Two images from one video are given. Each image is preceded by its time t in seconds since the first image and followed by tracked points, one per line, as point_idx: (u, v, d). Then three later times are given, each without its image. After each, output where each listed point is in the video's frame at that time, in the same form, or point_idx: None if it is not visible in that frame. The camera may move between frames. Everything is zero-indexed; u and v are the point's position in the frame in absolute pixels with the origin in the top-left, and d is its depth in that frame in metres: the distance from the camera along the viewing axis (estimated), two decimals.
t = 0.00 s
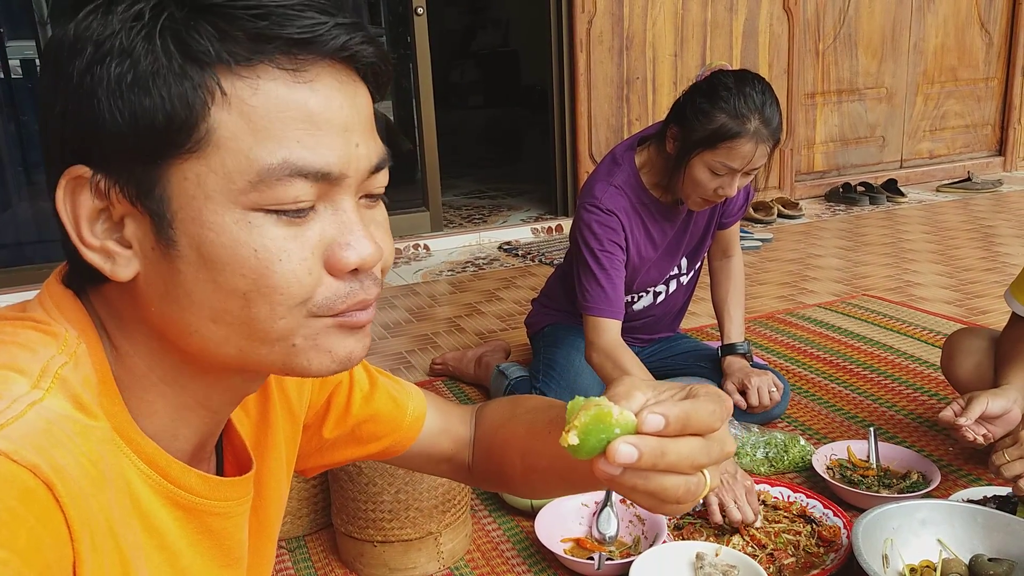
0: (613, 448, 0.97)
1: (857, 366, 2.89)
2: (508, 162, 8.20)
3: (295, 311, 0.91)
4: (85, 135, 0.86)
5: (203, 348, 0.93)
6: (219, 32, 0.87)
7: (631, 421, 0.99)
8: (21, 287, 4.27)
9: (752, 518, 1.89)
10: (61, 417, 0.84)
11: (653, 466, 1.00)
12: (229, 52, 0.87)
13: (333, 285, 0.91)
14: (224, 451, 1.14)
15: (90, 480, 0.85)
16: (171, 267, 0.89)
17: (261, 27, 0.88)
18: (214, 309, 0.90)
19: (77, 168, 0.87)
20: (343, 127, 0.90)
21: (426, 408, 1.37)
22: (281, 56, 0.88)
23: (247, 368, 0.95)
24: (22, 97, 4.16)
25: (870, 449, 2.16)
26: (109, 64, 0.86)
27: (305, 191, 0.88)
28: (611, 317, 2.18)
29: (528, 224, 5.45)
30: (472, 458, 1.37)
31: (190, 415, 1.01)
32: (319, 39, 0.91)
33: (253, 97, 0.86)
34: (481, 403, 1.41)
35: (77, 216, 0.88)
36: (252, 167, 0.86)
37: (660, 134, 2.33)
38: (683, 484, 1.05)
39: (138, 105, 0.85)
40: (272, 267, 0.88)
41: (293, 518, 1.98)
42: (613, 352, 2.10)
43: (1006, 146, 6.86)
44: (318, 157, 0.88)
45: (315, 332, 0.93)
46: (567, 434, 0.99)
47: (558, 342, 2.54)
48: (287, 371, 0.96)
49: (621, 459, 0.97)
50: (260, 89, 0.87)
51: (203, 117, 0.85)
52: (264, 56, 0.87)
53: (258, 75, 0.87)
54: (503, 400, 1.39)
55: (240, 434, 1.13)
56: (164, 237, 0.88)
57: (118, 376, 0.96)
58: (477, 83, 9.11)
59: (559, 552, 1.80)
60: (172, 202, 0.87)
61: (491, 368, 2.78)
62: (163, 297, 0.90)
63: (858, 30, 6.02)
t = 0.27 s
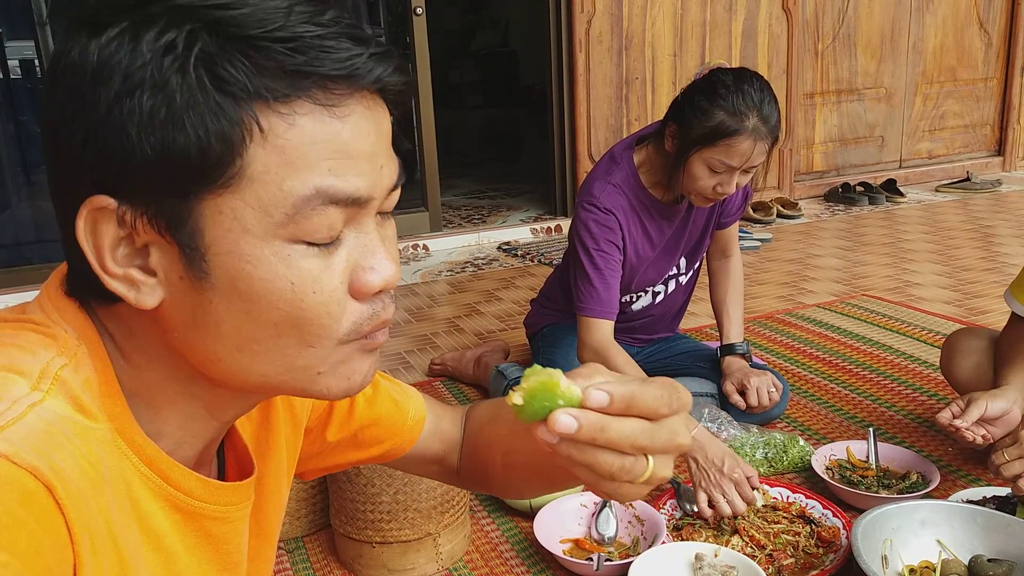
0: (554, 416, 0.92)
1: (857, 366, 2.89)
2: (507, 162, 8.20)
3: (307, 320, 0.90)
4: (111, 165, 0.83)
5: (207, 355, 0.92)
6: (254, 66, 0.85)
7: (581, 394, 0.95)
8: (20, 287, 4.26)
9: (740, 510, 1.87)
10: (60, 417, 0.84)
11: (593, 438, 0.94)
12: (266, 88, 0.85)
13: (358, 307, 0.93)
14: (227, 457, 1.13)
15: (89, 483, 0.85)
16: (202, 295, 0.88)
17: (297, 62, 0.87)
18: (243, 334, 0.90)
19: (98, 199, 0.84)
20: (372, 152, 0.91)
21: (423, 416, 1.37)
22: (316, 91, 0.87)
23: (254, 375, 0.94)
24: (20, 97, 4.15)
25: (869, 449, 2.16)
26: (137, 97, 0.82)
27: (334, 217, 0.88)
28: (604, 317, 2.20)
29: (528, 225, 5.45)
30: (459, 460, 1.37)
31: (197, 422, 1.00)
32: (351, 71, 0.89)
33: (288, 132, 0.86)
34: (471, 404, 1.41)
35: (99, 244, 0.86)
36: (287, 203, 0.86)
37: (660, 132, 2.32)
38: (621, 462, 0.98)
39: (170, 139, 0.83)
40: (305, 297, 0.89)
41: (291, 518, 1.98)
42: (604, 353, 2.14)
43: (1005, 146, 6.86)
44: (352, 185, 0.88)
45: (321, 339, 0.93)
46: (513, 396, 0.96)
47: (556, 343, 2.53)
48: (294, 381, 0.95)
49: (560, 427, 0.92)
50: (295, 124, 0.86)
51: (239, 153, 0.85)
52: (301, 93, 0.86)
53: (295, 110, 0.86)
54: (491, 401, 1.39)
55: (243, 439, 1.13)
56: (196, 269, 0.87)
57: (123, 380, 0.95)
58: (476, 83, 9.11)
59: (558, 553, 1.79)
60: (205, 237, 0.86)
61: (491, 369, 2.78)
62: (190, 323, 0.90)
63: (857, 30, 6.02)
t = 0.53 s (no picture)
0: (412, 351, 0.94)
1: (854, 366, 2.89)
2: (505, 162, 8.19)
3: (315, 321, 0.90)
4: (127, 175, 0.82)
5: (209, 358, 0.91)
6: (260, 57, 0.85)
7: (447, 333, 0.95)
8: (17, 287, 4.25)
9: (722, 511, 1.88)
10: (63, 425, 0.83)
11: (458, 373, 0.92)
12: (276, 77, 0.85)
13: (374, 284, 0.93)
14: (235, 463, 1.13)
15: (90, 492, 0.84)
16: (228, 293, 0.87)
17: (300, 49, 0.87)
18: (277, 326, 0.89)
19: (116, 209, 0.83)
20: (373, 130, 0.92)
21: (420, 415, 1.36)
22: (321, 74, 0.88)
23: (256, 381, 0.93)
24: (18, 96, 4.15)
25: (866, 449, 2.15)
26: (151, 102, 0.81)
27: (347, 190, 0.89)
28: (597, 313, 2.16)
29: (526, 224, 5.44)
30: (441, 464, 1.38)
31: (199, 429, 0.99)
32: (347, 52, 0.90)
33: (298, 117, 0.86)
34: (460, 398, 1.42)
35: (119, 258, 0.85)
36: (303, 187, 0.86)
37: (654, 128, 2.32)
38: (490, 400, 0.93)
39: (187, 142, 0.82)
40: (338, 277, 0.89)
41: (286, 519, 1.97)
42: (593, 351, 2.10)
43: (1003, 145, 6.85)
44: (361, 160, 0.89)
45: (324, 342, 0.92)
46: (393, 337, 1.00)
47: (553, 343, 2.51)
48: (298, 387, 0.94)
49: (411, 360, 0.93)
50: (304, 109, 0.86)
51: (255, 146, 0.84)
52: (306, 77, 0.86)
53: (303, 96, 0.86)
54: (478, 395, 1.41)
55: (255, 442, 1.13)
56: (223, 267, 0.86)
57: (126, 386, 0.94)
58: (475, 82, 9.10)
59: (554, 553, 1.79)
60: (230, 233, 0.85)
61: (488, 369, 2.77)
62: (219, 321, 0.89)
63: (856, 29, 6.01)
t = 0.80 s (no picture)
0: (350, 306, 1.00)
1: (852, 366, 2.89)
2: (505, 162, 8.19)
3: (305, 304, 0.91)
4: (109, 151, 0.82)
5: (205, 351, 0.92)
6: (234, 28, 0.86)
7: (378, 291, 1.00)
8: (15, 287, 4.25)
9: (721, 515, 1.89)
10: (59, 418, 0.83)
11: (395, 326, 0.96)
12: (250, 47, 0.86)
13: (357, 262, 0.95)
14: (230, 446, 1.13)
15: (86, 484, 0.84)
16: (213, 270, 0.87)
17: (270, 17, 0.88)
18: (263, 305, 0.89)
19: (97, 183, 0.82)
20: (349, 104, 0.93)
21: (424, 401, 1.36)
22: (292, 43, 0.89)
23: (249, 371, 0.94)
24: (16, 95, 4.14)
25: (863, 448, 2.15)
26: (129, 75, 0.82)
27: (328, 165, 0.90)
28: (596, 311, 2.16)
29: (525, 224, 5.44)
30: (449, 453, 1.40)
31: (195, 421, 1.00)
32: (319, 25, 0.91)
33: (275, 88, 0.87)
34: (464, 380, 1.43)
35: (102, 234, 0.84)
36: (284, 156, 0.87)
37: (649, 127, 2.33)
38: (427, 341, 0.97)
39: (166, 116, 0.82)
40: (321, 251, 0.90)
41: (283, 518, 1.97)
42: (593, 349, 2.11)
43: (1003, 145, 6.85)
44: (339, 134, 0.90)
45: (316, 326, 0.93)
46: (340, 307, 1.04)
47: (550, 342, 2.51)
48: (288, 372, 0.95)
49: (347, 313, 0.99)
50: (281, 80, 0.87)
51: (234, 118, 0.85)
52: (280, 47, 0.88)
53: (278, 66, 0.87)
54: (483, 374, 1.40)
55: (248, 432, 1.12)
56: (207, 242, 0.86)
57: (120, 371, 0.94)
58: (475, 82, 9.10)
59: (551, 552, 1.79)
60: (212, 207, 0.85)
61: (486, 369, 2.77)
62: (208, 301, 0.89)
63: (856, 29, 6.01)
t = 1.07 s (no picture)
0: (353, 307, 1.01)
1: (854, 368, 2.90)
2: (506, 163, 8.20)
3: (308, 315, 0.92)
4: (111, 158, 0.82)
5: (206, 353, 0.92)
6: (235, 35, 0.86)
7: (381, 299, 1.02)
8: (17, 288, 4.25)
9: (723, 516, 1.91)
10: (60, 422, 0.83)
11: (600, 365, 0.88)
12: (251, 54, 0.86)
13: (363, 274, 0.94)
14: (230, 448, 1.13)
15: (90, 487, 0.84)
16: (214, 278, 0.87)
17: (272, 25, 0.88)
18: (263, 311, 0.89)
19: (102, 195, 0.83)
20: (352, 115, 0.93)
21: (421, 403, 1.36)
22: (293, 52, 0.89)
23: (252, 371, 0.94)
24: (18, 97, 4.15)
25: (866, 451, 2.16)
26: (131, 81, 0.82)
27: (330, 180, 0.89)
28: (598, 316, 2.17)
29: (526, 225, 5.45)
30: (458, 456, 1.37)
31: (197, 422, 1.00)
32: (319, 32, 0.92)
33: (277, 96, 0.87)
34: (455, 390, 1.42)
35: (107, 243, 0.85)
36: (287, 167, 0.87)
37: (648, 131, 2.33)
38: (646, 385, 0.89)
39: (167, 121, 0.83)
40: (321, 261, 0.89)
41: (288, 521, 1.97)
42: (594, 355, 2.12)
43: (1003, 147, 6.86)
44: (343, 146, 0.90)
45: (316, 332, 0.93)
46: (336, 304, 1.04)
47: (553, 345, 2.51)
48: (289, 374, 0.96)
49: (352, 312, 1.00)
50: (283, 88, 0.87)
51: (237, 125, 0.85)
52: (280, 54, 0.88)
53: (280, 73, 0.87)
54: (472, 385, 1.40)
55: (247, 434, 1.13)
56: (208, 251, 0.86)
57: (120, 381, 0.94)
58: (476, 83, 9.09)
59: (555, 555, 1.79)
60: (213, 215, 0.85)
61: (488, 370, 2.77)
62: (211, 306, 0.89)
63: (856, 31, 6.02)
